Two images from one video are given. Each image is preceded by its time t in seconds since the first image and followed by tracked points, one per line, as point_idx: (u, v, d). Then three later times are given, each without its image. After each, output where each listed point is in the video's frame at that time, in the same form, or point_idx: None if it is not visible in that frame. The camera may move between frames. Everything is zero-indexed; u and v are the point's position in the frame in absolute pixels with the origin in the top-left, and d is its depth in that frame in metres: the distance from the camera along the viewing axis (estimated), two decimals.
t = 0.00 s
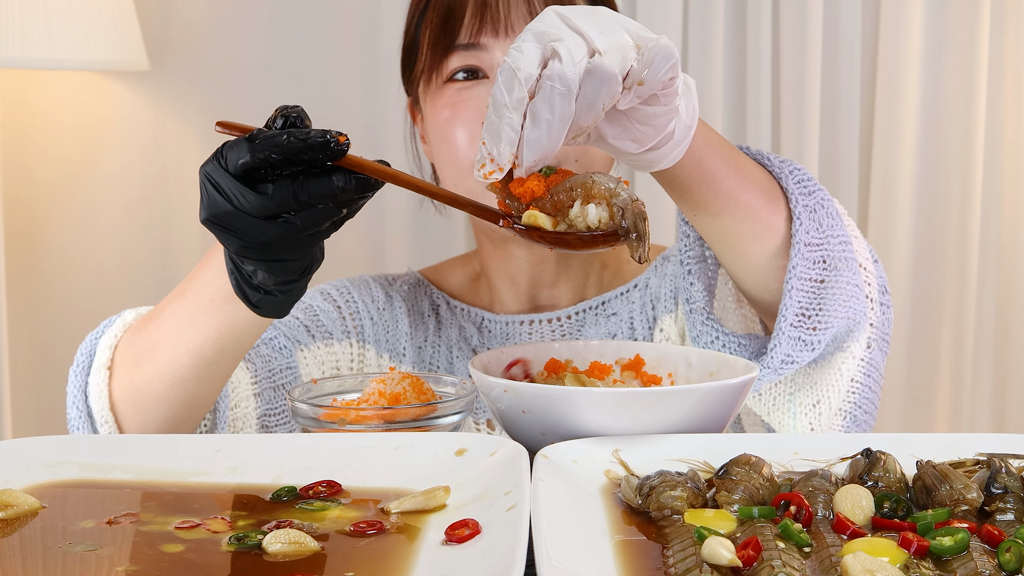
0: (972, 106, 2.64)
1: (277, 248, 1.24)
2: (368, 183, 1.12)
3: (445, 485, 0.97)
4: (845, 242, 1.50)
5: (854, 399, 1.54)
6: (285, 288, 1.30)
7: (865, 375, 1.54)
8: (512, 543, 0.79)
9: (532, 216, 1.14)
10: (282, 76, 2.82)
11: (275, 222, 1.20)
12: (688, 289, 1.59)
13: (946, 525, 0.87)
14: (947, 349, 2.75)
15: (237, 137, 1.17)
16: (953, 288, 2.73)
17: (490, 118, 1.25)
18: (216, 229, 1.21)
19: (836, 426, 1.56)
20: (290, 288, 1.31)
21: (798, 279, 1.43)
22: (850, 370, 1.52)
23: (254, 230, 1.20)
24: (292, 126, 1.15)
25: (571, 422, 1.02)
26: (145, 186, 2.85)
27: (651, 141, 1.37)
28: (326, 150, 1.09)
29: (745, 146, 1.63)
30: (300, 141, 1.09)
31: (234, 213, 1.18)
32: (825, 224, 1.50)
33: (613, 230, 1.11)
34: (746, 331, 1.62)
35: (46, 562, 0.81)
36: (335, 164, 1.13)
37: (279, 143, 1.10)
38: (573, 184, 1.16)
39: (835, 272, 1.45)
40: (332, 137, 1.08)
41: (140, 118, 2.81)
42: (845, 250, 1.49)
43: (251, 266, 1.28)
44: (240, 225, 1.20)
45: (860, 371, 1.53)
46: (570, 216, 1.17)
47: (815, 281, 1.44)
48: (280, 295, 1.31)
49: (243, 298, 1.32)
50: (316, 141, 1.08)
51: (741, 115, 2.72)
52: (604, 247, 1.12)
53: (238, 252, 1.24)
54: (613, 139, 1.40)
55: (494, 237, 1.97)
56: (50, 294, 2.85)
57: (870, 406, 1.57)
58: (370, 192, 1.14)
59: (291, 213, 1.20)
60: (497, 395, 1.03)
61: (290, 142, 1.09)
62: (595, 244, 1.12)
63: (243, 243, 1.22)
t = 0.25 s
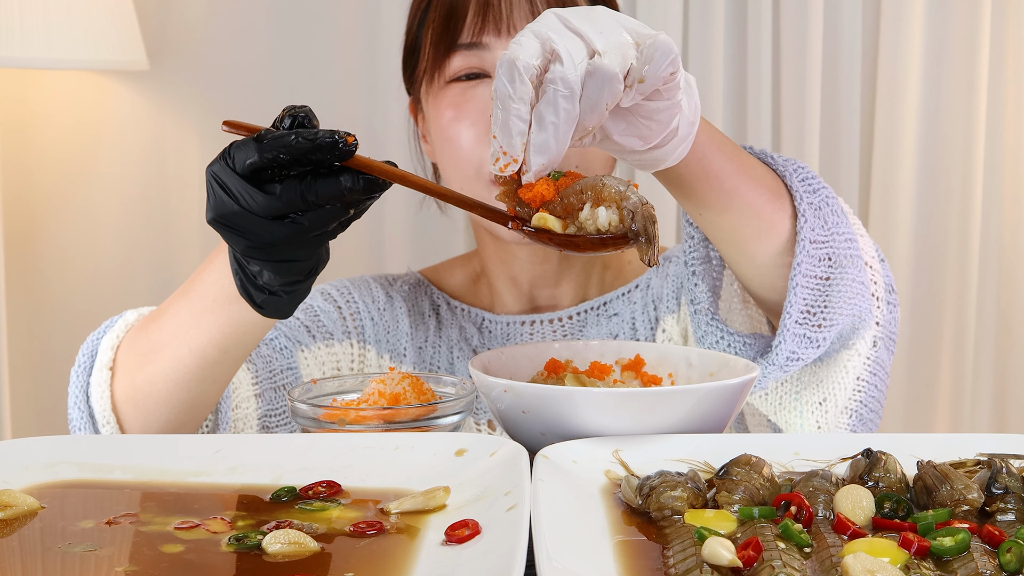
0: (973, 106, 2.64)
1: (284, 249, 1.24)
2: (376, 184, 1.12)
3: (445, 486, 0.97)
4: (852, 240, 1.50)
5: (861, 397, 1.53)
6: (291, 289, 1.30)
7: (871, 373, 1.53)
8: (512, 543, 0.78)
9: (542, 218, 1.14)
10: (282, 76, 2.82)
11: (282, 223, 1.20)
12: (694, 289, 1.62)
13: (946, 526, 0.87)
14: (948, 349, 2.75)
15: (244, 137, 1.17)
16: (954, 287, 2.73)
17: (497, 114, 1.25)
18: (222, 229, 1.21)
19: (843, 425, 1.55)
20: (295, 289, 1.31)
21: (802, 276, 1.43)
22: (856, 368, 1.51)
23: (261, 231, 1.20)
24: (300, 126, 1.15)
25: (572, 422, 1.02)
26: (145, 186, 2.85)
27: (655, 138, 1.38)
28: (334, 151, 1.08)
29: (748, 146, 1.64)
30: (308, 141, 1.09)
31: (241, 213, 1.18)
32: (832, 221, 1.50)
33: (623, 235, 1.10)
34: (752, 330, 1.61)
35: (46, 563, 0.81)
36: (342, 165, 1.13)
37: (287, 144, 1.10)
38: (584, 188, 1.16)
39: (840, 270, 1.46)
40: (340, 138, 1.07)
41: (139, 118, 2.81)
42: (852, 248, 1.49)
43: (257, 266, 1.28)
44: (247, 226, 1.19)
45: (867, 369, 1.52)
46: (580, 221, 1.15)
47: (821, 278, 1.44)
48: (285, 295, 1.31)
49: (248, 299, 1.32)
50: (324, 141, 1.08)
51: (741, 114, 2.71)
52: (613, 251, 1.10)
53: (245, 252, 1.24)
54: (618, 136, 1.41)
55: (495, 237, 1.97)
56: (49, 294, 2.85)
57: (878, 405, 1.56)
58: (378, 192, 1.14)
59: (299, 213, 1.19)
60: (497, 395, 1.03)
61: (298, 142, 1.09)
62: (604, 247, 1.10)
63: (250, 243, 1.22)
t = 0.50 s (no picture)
0: (974, 106, 2.63)
1: (287, 250, 1.24)
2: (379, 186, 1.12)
3: (444, 486, 0.97)
4: (862, 242, 1.50)
5: (864, 400, 1.54)
6: (296, 291, 1.30)
7: (875, 377, 1.53)
8: (512, 544, 0.78)
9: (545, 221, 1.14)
10: (282, 76, 2.82)
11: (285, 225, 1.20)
12: (705, 279, 1.60)
13: (947, 526, 0.87)
14: (948, 348, 2.75)
15: (246, 139, 1.17)
16: (954, 287, 2.73)
17: (508, 105, 1.31)
18: (225, 231, 1.21)
19: (844, 426, 1.56)
20: (299, 291, 1.31)
21: (813, 276, 1.43)
22: (861, 370, 1.51)
23: (265, 233, 1.20)
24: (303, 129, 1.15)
25: (572, 422, 1.02)
26: (144, 186, 2.84)
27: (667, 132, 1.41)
28: (337, 153, 1.09)
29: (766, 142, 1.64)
30: (310, 143, 1.09)
31: (243, 215, 1.18)
32: (843, 222, 1.50)
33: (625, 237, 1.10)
34: (760, 324, 1.62)
35: (45, 563, 0.81)
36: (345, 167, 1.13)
37: (290, 146, 1.10)
38: (586, 189, 1.15)
39: (850, 270, 1.45)
40: (343, 139, 1.07)
41: (139, 118, 2.81)
42: (862, 250, 1.49)
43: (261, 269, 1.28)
44: (250, 227, 1.20)
45: (871, 372, 1.53)
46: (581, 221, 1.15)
47: (831, 279, 1.44)
48: (288, 297, 1.31)
49: (250, 301, 1.31)
50: (327, 143, 1.08)
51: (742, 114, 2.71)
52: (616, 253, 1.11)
53: (248, 254, 1.24)
54: (633, 129, 1.44)
55: (497, 236, 1.97)
56: (49, 294, 2.85)
57: (879, 408, 1.57)
58: (380, 194, 1.14)
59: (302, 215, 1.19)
60: (497, 395, 1.03)
61: (300, 144, 1.09)
62: (606, 249, 1.11)
63: (253, 245, 1.22)
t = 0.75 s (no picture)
0: (974, 106, 2.63)
1: (287, 252, 1.23)
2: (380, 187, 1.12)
3: (444, 486, 0.97)
4: (876, 253, 1.49)
5: (872, 410, 1.54)
6: (297, 294, 1.30)
7: (883, 387, 1.53)
8: (511, 544, 0.78)
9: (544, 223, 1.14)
10: (281, 75, 2.82)
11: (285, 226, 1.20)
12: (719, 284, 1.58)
13: (948, 526, 0.86)
14: (949, 348, 2.74)
15: (245, 141, 1.17)
16: (955, 287, 2.73)
17: (530, 84, 1.32)
18: (225, 233, 1.21)
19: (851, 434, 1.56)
20: (300, 293, 1.30)
21: (826, 286, 1.43)
22: (870, 380, 1.51)
23: (265, 235, 1.20)
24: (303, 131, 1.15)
25: (572, 423, 1.02)
26: (144, 186, 2.84)
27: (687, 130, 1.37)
28: (337, 154, 1.09)
29: (787, 148, 1.63)
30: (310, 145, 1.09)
31: (243, 216, 1.18)
32: (857, 233, 1.49)
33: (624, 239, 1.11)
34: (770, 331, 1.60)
35: (44, 563, 0.81)
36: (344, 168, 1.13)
37: (290, 147, 1.10)
38: (585, 192, 1.15)
39: (863, 282, 1.45)
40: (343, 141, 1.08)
41: (138, 118, 2.81)
42: (876, 262, 1.49)
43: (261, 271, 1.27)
44: (250, 229, 1.19)
45: (879, 383, 1.52)
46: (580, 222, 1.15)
47: (842, 289, 1.44)
48: (289, 299, 1.30)
49: (251, 303, 1.30)
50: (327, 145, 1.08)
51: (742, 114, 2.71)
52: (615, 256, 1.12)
53: (249, 256, 1.24)
54: (652, 125, 1.41)
55: (497, 236, 1.97)
56: (48, 294, 2.85)
57: (887, 418, 1.57)
58: (381, 196, 1.14)
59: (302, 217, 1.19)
60: (497, 395, 1.02)
61: (300, 146, 1.09)
62: (606, 251, 1.12)
63: (253, 247, 1.22)
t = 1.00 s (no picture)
0: (975, 105, 2.63)
1: (275, 258, 1.23)
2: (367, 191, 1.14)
3: (444, 487, 0.97)
4: (903, 326, 1.46)
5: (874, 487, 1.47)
6: (286, 302, 1.29)
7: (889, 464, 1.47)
8: (511, 545, 0.78)
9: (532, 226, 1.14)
10: (281, 75, 2.82)
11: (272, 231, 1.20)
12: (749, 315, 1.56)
13: (949, 526, 0.86)
14: (950, 347, 2.74)
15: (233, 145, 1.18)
16: (955, 287, 2.72)
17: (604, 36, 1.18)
18: (212, 238, 1.20)
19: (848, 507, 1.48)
20: (289, 301, 1.29)
21: (845, 345, 1.42)
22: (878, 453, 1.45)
23: (252, 240, 1.20)
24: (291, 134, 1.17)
25: (572, 423, 1.02)
26: (143, 186, 2.84)
27: (739, 148, 1.35)
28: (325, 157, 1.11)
29: (833, 200, 1.60)
30: (298, 147, 1.11)
31: (231, 220, 1.18)
32: (886, 299, 1.47)
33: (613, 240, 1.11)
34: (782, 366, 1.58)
35: (43, 564, 0.81)
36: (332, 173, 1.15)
37: (278, 150, 1.12)
38: (573, 194, 1.16)
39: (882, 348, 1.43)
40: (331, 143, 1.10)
41: (137, 117, 2.81)
42: (900, 333, 1.45)
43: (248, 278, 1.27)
44: (237, 234, 1.19)
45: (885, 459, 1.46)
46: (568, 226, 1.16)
47: (861, 352, 1.42)
48: (278, 307, 1.29)
49: (241, 311, 1.29)
50: (315, 147, 1.10)
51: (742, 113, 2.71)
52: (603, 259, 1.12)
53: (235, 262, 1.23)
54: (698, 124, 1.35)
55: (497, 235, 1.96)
56: (48, 294, 2.85)
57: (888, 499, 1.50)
58: (367, 200, 1.16)
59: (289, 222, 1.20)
60: (497, 395, 1.02)
61: (288, 148, 1.11)
62: (595, 254, 1.12)
63: (240, 252, 1.22)
